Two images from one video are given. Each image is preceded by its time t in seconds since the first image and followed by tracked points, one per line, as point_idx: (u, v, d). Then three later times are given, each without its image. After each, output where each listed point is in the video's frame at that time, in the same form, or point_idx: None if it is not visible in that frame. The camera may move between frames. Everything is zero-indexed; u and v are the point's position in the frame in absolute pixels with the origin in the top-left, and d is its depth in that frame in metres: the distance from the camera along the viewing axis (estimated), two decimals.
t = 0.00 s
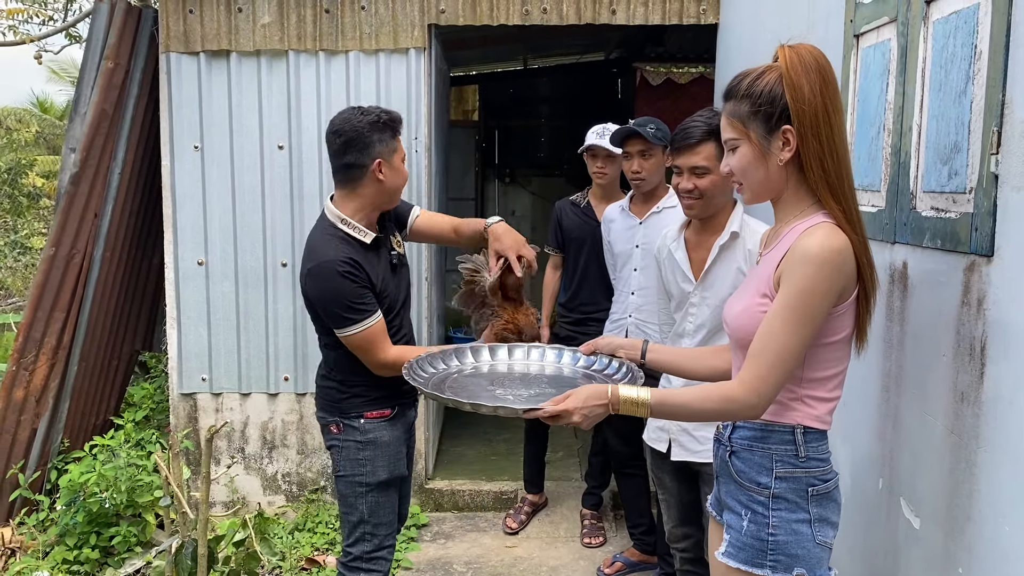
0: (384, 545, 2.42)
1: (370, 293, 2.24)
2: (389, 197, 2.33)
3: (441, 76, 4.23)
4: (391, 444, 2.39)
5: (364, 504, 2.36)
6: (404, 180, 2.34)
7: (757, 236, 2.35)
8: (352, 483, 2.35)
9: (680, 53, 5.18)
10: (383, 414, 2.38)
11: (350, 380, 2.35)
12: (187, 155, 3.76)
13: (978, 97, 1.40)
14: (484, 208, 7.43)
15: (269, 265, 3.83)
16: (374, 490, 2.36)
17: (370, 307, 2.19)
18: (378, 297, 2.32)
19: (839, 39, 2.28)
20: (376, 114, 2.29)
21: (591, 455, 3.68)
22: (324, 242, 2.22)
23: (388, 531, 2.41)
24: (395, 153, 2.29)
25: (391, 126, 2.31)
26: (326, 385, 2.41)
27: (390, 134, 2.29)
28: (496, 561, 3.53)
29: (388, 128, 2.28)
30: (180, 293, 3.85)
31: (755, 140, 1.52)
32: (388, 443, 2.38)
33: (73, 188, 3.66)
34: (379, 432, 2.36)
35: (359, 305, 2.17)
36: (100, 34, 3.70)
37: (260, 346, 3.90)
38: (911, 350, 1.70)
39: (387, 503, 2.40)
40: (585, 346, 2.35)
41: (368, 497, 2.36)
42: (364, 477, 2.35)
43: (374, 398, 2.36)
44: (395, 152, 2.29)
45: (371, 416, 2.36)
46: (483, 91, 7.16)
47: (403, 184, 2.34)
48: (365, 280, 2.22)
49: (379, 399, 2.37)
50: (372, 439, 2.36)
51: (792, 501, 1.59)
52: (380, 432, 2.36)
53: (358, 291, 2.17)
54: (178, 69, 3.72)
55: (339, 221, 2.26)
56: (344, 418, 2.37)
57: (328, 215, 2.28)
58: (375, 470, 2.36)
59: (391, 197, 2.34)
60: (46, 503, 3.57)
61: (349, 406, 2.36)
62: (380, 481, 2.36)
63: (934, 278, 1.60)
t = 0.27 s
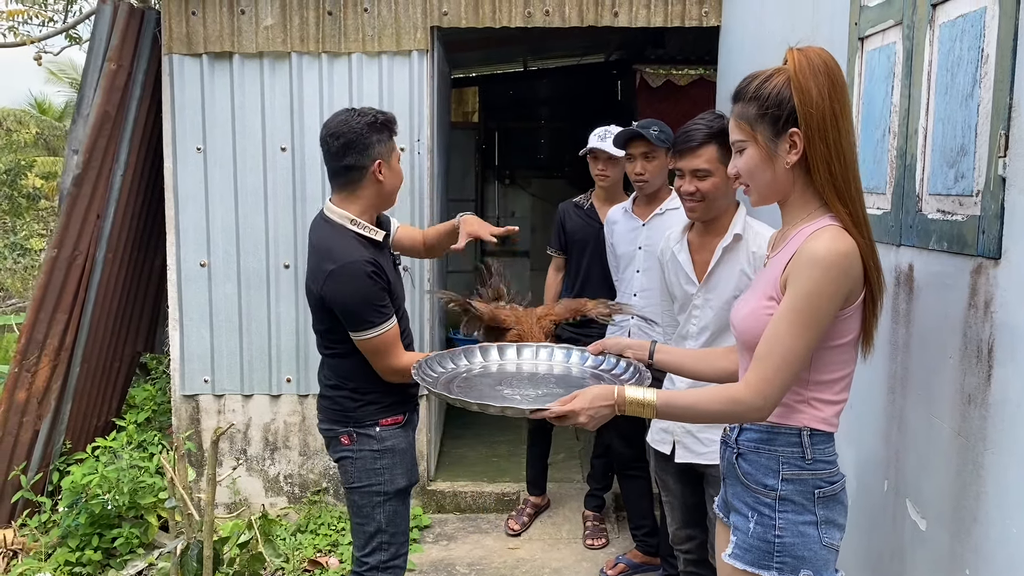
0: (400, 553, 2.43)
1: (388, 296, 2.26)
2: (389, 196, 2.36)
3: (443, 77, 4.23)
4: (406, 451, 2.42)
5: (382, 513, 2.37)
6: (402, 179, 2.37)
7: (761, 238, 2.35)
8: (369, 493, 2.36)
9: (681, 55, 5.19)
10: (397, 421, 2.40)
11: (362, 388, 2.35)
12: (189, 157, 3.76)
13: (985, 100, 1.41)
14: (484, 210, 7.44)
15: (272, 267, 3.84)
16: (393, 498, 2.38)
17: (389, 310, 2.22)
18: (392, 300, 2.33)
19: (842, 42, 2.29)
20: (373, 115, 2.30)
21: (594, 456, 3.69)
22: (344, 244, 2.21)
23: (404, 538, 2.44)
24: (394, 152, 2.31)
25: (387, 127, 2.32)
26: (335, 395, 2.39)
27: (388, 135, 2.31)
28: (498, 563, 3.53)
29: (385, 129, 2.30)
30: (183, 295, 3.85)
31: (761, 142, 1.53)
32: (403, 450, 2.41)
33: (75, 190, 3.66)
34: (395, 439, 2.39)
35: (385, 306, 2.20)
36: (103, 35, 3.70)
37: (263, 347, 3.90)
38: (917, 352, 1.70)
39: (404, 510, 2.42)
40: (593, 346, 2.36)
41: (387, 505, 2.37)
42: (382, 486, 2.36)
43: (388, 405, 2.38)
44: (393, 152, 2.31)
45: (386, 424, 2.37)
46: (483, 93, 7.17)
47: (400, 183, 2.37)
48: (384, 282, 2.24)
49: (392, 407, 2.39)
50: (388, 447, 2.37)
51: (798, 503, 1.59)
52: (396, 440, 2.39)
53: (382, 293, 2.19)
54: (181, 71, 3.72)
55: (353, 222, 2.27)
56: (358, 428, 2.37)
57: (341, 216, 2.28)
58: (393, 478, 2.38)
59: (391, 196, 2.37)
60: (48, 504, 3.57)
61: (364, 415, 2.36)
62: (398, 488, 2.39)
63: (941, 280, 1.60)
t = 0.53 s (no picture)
0: (411, 560, 2.42)
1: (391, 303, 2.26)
2: (390, 202, 2.36)
3: (444, 79, 4.23)
4: (415, 457, 2.42)
5: (393, 521, 2.37)
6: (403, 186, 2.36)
7: (763, 240, 2.34)
8: (379, 501, 2.36)
9: (681, 57, 5.19)
10: (405, 427, 2.40)
11: (370, 394, 2.35)
12: (190, 159, 3.76)
13: (992, 104, 1.41)
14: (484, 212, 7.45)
15: (273, 269, 3.84)
16: (403, 505, 2.38)
17: (392, 316, 2.22)
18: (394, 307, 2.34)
19: (845, 45, 2.30)
20: (375, 120, 2.30)
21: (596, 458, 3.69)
22: (347, 250, 2.21)
23: (414, 545, 2.44)
24: (395, 158, 2.30)
25: (389, 132, 2.31)
26: (342, 403, 2.38)
27: (388, 139, 2.30)
28: (500, 565, 3.53)
29: (386, 135, 2.29)
30: (184, 297, 3.85)
31: (762, 142, 1.55)
32: (412, 457, 2.41)
33: (77, 192, 3.66)
34: (404, 446, 2.39)
35: (387, 313, 2.20)
36: (104, 37, 3.70)
37: (264, 350, 3.89)
38: (922, 355, 1.71)
39: (413, 517, 2.42)
40: (599, 350, 2.36)
41: (398, 513, 2.37)
42: (393, 494, 2.36)
43: (396, 412, 2.38)
44: (393, 159, 2.30)
45: (394, 430, 2.38)
46: (483, 95, 7.18)
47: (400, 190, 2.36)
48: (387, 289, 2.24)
49: (399, 413, 2.40)
50: (398, 454, 2.37)
51: (805, 506, 1.59)
52: (405, 446, 2.39)
53: (385, 301, 2.20)
54: (182, 73, 3.72)
55: (354, 228, 2.27)
56: (366, 436, 2.37)
57: (342, 223, 2.28)
58: (403, 485, 2.38)
59: (392, 202, 2.37)
60: (49, 507, 3.56)
61: (371, 422, 2.35)
62: (409, 495, 2.39)
63: (947, 283, 1.61)
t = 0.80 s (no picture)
0: (411, 562, 2.42)
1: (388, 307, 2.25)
2: (396, 206, 2.36)
3: (444, 81, 4.23)
4: (415, 459, 2.41)
5: (393, 522, 2.36)
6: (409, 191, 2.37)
7: (764, 242, 2.33)
8: (379, 502, 2.36)
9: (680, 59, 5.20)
10: (405, 428, 2.39)
11: (369, 396, 2.34)
12: (190, 161, 3.75)
13: (997, 106, 1.41)
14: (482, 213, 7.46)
15: (273, 271, 3.83)
16: (404, 507, 2.37)
17: (389, 321, 2.21)
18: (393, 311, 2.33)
19: (846, 47, 2.30)
20: (381, 124, 2.29)
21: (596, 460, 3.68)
22: (346, 253, 2.20)
23: (415, 546, 2.43)
24: (400, 163, 2.30)
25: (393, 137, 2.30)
26: (342, 405, 2.38)
27: (394, 143, 2.29)
28: (501, 567, 3.52)
29: (391, 140, 2.28)
30: (184, 299, 3.84)
31: (769, 143, 1.55)
32: (413, 458, 2.40)
33: (76, 193, 3.65)
34: (404, 447, 2.38)
35: (383, 317, 2.18)
36: (104, 38, 3.70)
37: (264, 352, 3.89)
38: (927, 357, 1.71)
39: (414, 518, 2.41)
40: (602, 352, 2.36)
41: (398, 514, 2.37)
42: (393, 495, 2.36)
43: (395, 413, 2.37)
44: (399, 164, 2.30)
45: (395, 432, 2.37)
46: (482, 97, 7.18)
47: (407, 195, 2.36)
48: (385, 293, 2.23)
49: (400, 414, 2.39)
50: (398, 455, 2.37)
51: (810, 509, 1.59)
52: (405, 447, 2.38)
53: (382, 305, 2.18)
54: (182, 74, 3.71)
55: (353, 231, 2.26)
56: (365, 437, 2.36)
57: (341, 226, 2.27)
58: (403, 487, 2.37)
59: (398, 206, 2.37)
60: (48, 510, 3.55)
61: (372, 423, 2.35)
62: (409, 496, 2.38)
63: (951, 286, 1.61)
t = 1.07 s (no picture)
0: (399, 559, 2.41)
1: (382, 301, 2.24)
2: (388, 207, 2.33)
3: (443, 83, 4.23)
4: (404, 456, 2.40)
5: (381, 518, 2.36)
6: (401, 193, 2.32)
7: (761, 243, 2.33)
8: (367, 497, 2.36)
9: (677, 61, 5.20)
10: (396, 426, 2.38)
11: (362, 393, 2.33)
12: (189, 162, 3.74)
13: (999, 107, 1.41)
14: (480, 215, 7.46)
15: (271, 272, 3.82)
16: (391, 503, 2.36)
17: (382, 314, 2.19)
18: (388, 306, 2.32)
19: (846, 49, 2.30)
20: (376, 124, 2.28)
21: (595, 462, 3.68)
22: (342, 247, 2.20)
23: (403, 543, 2.42)
24: (389, 164, 2.26)
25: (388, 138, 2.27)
26: (336, 399, 2.38)
27: (386, 142, 2.26)
28: (500, 569, 3.52)
29: (383, 140, 2.26)
30: (182, 301, 3.83)
31: (773, 144, 1.55)
32: (402, 456, 2.39)
33: (74, 195, 3.64)
34: (394, 444, 2.37)
35: (374, 311, 2.17)
36: (102, 39, 3.69)
37: (263, 353, 3.88)
38: (928, 358, 1.71)
39: (402, 515, 2.41)
40: (602, 353, 2.36)
41: (385, 511, 2.36)
42: (381, 492, 2.35)
43: (387, 410, 2.36)
44: (389, 165, 2.26)
45: (385, 428, 2.36)
46: (480, 98, 7.18)
47: (398, 197, 2.32)
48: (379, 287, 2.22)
49: (391, 411, 2.38)
50: (387, 451, 2.36)
51: (813, 510, 1.59)
52: (395, 444, 2.37)
53: (374, 299, 2.17)
54: (181, 76, 3.71)
55: (350, 226, 2.26)
56: (357, 432, 2.36)
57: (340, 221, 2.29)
58: (392, 484, 2.36)
59: (390, 207, 2.33)
60: (46, 512, 3.54)
61: (362, 419, 2.34)
62: (396, 494, 2.37)
63: (953, 286, 1.61)
